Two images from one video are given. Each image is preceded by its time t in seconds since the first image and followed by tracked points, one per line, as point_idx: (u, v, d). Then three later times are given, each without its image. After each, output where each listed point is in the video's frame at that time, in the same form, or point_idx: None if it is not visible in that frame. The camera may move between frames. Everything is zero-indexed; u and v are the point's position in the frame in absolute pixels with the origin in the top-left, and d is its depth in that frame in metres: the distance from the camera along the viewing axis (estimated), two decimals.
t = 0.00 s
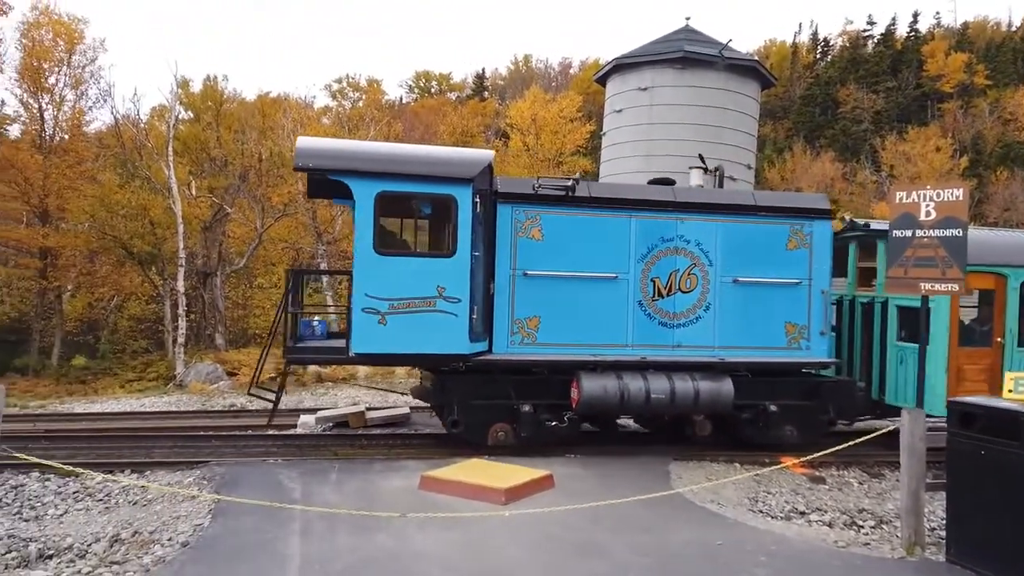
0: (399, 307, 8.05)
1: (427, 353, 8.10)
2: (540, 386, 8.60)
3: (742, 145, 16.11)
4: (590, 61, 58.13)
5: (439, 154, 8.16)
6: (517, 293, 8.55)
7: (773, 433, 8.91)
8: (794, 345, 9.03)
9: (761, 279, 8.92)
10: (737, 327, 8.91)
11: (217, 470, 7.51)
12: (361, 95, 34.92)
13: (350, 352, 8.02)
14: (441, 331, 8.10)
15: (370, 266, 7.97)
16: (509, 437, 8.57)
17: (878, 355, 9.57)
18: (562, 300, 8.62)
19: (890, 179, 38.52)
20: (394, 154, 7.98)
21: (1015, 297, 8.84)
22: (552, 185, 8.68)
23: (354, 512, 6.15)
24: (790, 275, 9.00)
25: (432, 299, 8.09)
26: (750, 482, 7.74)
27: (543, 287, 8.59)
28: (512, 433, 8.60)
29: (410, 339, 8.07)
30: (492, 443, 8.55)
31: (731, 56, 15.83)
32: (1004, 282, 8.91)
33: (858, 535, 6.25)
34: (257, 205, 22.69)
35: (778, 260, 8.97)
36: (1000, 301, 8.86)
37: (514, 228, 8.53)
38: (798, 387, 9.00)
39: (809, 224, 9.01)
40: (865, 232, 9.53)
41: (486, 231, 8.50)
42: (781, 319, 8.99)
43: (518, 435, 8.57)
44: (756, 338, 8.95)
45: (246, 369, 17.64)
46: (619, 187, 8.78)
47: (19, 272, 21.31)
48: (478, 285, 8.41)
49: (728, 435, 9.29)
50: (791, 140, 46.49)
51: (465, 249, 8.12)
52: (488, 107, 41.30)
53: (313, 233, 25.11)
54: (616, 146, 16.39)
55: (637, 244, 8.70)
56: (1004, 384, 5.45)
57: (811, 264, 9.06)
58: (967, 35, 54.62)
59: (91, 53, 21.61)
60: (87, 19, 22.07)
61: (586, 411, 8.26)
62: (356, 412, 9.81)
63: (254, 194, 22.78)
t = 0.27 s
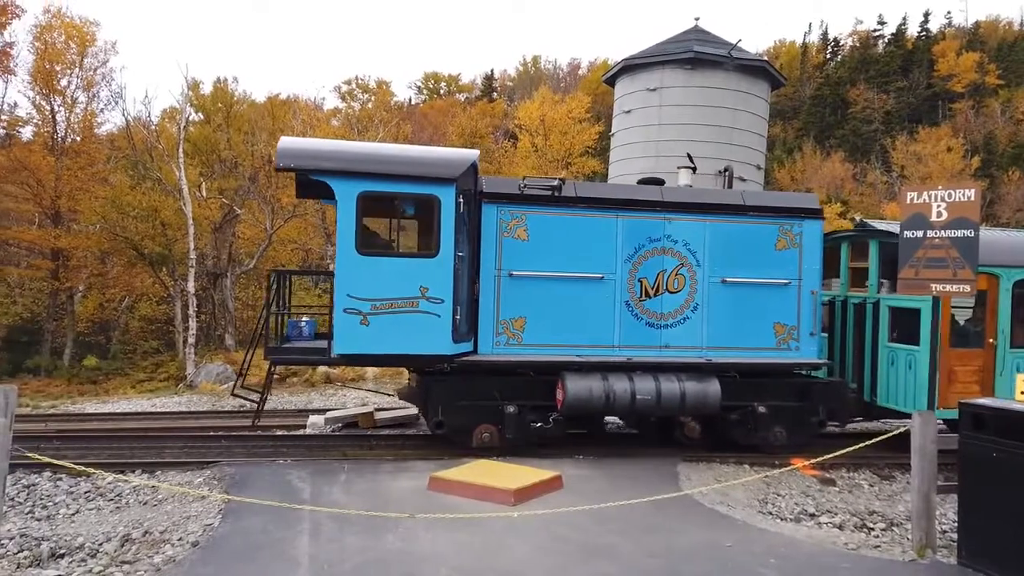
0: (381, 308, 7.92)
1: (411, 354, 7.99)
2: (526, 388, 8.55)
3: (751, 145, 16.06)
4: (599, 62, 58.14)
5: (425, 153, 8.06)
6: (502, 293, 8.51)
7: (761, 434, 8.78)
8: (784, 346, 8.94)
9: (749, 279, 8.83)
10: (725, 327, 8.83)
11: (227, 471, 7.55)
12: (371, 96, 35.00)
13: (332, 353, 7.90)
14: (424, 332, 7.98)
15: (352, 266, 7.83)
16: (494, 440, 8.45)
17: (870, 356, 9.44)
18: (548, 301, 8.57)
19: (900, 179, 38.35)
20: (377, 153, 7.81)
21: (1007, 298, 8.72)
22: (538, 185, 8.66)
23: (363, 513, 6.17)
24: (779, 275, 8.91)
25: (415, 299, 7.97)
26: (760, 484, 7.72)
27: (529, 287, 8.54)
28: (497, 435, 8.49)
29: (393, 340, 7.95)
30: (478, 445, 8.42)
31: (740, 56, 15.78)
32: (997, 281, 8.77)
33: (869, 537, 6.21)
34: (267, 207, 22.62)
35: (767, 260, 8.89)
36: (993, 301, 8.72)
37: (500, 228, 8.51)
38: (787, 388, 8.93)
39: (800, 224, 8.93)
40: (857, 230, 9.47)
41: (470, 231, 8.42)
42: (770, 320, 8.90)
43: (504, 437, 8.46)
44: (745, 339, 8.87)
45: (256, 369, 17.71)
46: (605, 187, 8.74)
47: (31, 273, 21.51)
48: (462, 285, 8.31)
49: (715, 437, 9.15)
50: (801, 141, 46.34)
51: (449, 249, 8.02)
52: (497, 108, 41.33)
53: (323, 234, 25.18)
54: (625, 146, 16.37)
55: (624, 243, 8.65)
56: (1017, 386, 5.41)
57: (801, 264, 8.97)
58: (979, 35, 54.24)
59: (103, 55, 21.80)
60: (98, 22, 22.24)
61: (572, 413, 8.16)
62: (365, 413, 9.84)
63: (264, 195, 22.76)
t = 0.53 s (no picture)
0: (363, 308, 7.86)
1: (393, 354, 7.92)
2: (511, 388, 8.48)
3: (760, 146, 16.01)
4: (608, 62, 58.09)
5: (409, 153, 8.02)
6: (487, 293, 8.39)
7: (748, 435, 8.75)
8: (772, 346, 8.85)
9: (736, 279, 8.75)
10: (713, 328, 8.74)
11: (236, 471, 7.58)
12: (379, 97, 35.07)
13: (314, 353, 7.84)
14: (407, 332, 7.91)
15: (333, 266, 7.78)
16: (478, 441, 8.36)
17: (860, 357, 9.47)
18: (533, 301, 8.47)
19: (910, 180, 38.20)
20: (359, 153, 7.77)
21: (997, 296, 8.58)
22: (523, 185, 8.55)
23: (371, 513, 6.18)
24: (768, 275, 8.83)
25: (398, 299, 7.91)
26: (769, 485, 7.69)
27: (514, 287, 8.43)
28: (481, 436, 8.39)
29: (375, 341, 7.88)
30: (461, 446, 8.31)
31: (748, 57, 15.75)
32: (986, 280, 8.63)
33: (879, 539, 6.18)
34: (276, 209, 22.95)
35: (755, 260, 8.80)
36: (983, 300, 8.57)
37: (484, 227, 8.38)
38: (775, 388, 8.88)
39: (788, 224, 8.84)
40: (850, 232, 9.58)
41: (455, 231, 8.34)
42: (758, 320, 8.82)
43: (488, 437, 8.37)
44: (733, 340, 8.78)
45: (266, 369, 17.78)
46: (591, 186, 8.63)
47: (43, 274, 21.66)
48: (445, 285, 8.24)
49: (702, 438, 9.07)
50: (810, 141, 46.19)
51: (432, 249, 7.94)
52: (505, 109, 41.32)
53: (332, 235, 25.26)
54: (634, 147, 16.35)
55: (610, 243, 8.55)
56: None
57: (790, 264, 8.88)
58: (990, 34, 53.89)
59: (114, 57, 21.98)
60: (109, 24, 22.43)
61: (556, 414, 8.10)
62: (373, 413, 9.71)
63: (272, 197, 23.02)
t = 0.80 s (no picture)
0: (345, 308, 7.80)
1: (376, 354, 7.85)
2: (496, 389, 8.46)
3: (770, 147, 15.96)
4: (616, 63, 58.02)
5: (393, 151, 7.96)
6: (472, 293, 8.38)
7: (735, 437, 8.72)
8: (759, 346, 8.82)
9: (722, 279, 8.72)
10: (699, 328, 8.72)
11: (245, 471, 7.60)
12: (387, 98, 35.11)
13: (295, 354, 7.77)
14: (390, 332, 7.85)
15: (315, 266, 7.71)
16: (462, 441, 8.32)
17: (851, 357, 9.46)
18: (518, 301, 8.45)
19: (920, 180, 38.04)
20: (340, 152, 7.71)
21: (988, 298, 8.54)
22: (508, 184, 8.53)
23: (379, 513, 6.19)
24: (755, 274, 8.78)
25: (380, 299, 7.85)
26: (778, 487, 7.66)
27: (499, 287, 8.41)
28: (465, 437, 8.36)
29: (357, 341, 7.82)
30: (445, 447, 8.29)
31: (757, 57, 15.71)
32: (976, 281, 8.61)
33: (889, 541, 6.15)
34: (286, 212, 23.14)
35: (742, 260, 8.76)
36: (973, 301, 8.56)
37: (469, 227, 8.35)
38: (763, 389, 8.82)
39: (775, 223, 8.79)
40: (840, 234, 9.61)
41: (439, 231, 8.32)
42: (745, 320, 8.79)
43: (472, 438, 8.34)
44: (719, 339, 8.76)
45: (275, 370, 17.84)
46: (576, 185, 8.59)
47: (54, 275, 21.80)
48: (429, 285, 8.22)
49: (688, 438, 9.05)
50: (819, 141, 46.02)
51: (415, 247, 7.89)
52: (513, 110, 41.31)
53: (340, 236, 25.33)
54: (642, 147, 16.33)
55: (596, 243, 8.54)
56: None
57: (777, 264, 8.84)
58: (1001, 33, 53.49)
59: (124, 59, 22.13)
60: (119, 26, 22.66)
61: (540, 415, 8.07)
62: (382, 414, 9.61)
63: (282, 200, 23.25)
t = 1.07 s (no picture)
0: (326, 308, 7.74)
1: (357, 355, 7.80)
2: (479, 389, 8.37)
3: (779, 147, 15.89)
4: (624, 63, 57.93)
5: (375, 151, 7.93)
6: (455, 293, 8.31)
7: (722, 438, 8.65)
8: (747, 347, 8.72)
9: (709, 279, 8.63)
10: (686, 328, 8.63)
11: (253, 471, 7.63)
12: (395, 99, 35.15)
13: (275, 354, 7.72)
14: (371, 332, 7.80)
15: (295, 266, 7.65)
16: (445, 442, 8.26)
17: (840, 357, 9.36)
18: (502, 300, 8.38)
19: (930, 180, 37.85)
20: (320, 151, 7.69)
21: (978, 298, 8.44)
22: (493, 183, 8.43)
23: (387, 513, 6.20)
24: (744, 274, 8.69)
25: (361, 299, 7.79)
26: (787, 488, 7.63)
27: (483, 288, 8.34)
28: (448, 437, 8.29)
29: (338, 341, 7.76)
30: (428, 447, 8.23)
31: (766, 57, 15.65)
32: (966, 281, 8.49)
33: (898, 543, 6.12)
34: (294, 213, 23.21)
35: (729, 259, 8.67)
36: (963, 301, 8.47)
37: (453, 226, 8.28)
38: (750, 389, 8.74)
39: (763, 223, 8.69)
40: (830, 233, 9.50)
41: (422, 231, 8.27)
42: (732, 321, 8.69)
43: (455, 439, 8.27)
44: (706, 340, 8.67)
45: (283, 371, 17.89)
46: (561, 184, 8.51)
47: (64, 275, 21.94)
48: (411, 284, 8.13)
49: (675, 438, 8.98)
50: (828, 141, 45.84)
51: (396, 247, 7.82)
52: (520, 111, 41.29)
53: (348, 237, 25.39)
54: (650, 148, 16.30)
55: (581, 243, 8.46)
56: None
57: (766, 263, 8.74)
58: (1012, 32, 53.11)
59: (133, 61, 22.32)
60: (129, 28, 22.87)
61: (524, 415, 8.01)
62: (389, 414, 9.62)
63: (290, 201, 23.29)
